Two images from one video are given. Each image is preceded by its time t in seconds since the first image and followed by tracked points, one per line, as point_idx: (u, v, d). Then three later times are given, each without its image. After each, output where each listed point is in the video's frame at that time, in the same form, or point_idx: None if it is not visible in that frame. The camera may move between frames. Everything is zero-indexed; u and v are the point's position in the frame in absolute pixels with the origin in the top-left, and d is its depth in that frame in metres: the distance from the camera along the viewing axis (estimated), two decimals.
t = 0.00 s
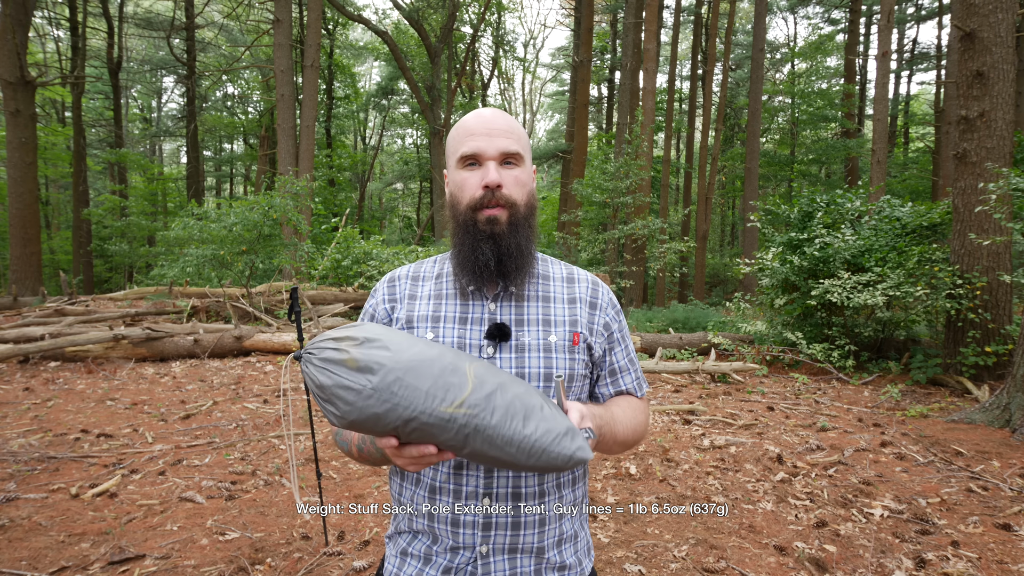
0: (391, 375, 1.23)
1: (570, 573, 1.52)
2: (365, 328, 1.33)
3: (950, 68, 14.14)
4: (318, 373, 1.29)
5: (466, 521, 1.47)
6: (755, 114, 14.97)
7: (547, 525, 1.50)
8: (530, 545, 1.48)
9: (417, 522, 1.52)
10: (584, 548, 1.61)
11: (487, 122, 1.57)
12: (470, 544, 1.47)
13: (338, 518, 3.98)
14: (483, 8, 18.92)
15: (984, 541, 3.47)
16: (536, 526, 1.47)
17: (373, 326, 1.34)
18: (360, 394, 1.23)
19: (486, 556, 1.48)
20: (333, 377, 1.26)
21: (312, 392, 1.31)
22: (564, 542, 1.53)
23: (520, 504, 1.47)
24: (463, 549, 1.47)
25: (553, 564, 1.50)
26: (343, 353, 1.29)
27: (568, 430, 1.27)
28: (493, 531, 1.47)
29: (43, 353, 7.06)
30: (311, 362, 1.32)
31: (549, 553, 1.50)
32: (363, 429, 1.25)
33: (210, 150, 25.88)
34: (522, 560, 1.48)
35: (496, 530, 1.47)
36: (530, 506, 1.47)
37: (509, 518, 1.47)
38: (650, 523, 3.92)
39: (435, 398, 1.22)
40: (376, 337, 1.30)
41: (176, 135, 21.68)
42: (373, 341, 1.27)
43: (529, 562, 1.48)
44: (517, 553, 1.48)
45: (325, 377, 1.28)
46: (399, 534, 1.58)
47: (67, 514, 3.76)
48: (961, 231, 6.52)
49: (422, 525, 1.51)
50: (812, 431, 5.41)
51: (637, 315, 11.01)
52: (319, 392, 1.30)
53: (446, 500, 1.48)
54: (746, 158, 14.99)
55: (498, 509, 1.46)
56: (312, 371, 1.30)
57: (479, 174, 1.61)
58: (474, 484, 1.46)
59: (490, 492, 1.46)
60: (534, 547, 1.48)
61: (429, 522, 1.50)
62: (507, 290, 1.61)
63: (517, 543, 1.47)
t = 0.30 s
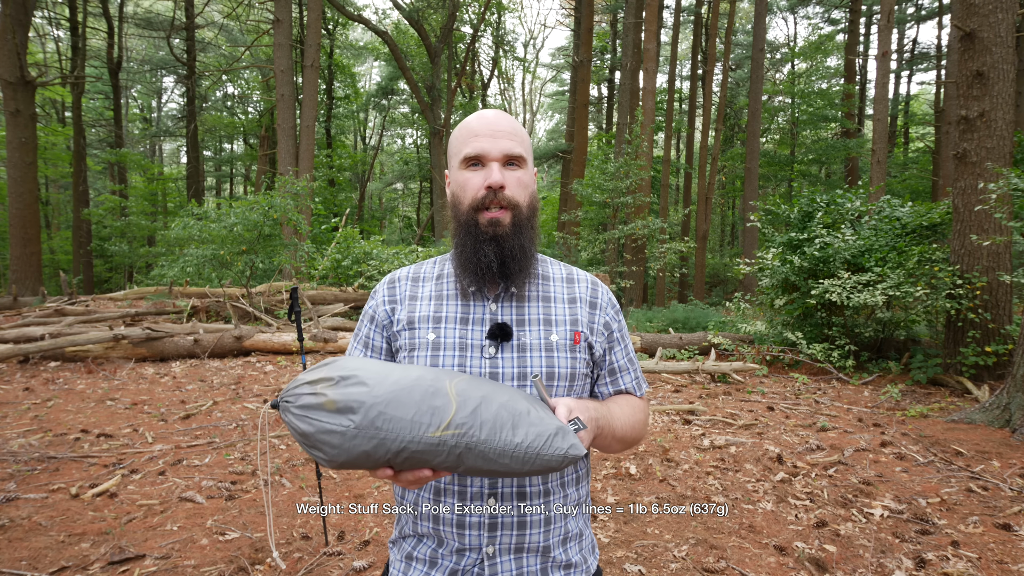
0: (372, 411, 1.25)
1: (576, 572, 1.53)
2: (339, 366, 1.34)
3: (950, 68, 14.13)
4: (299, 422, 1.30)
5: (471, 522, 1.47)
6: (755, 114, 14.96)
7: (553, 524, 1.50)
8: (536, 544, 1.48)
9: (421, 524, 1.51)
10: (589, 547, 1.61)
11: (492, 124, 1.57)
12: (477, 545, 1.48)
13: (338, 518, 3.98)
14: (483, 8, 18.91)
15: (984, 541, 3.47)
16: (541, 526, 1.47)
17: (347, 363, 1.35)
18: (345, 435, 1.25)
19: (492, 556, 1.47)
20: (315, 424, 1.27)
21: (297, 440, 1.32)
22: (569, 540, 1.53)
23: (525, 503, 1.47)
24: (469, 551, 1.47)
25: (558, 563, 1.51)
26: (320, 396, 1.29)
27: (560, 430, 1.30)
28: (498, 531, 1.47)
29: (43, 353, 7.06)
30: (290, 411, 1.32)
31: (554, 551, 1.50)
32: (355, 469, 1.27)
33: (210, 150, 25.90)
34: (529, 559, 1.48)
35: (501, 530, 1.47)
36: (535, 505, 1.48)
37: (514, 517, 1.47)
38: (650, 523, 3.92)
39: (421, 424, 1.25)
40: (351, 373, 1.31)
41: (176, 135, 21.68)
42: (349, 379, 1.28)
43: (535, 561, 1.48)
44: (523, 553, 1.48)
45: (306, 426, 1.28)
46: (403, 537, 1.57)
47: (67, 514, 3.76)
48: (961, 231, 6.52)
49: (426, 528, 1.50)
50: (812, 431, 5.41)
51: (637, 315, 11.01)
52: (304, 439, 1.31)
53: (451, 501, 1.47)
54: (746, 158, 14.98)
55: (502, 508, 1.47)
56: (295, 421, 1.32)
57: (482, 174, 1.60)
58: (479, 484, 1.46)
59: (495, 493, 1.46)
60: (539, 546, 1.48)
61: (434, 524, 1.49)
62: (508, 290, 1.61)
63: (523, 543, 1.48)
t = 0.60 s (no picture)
0: (380, 442, 1.23)
1: (585, 569, 1.53)
2: (335, 401, 1.30)
3: (950, 68, 14.13)
4: (305, 467, 1.26)
5: (482, 522, 1.47)
6: (755, 114, 14.96)
7: (563, 522, 1.50)
8: (547, 542, 1.49)
9: (431, 526, 1.50)
10: (597, 545, 1.62)
11: (498, 127, 1.57)
12: (488, 545, 1.47)
13: (338, 518, 3.98)
14: (483, 8, 18.91)
15: (984, 541, 3.47)
16: (552, 524, 1.48)
17: (342, 395, 1.31)
18: (358, 470, 1.23)
19: (503, 556, 1.47)
20: (325, 466, 1.24)
21: (305, 484, 1.29)
22: (579, 539, 1.53)
23: (535, 500, 1.47)
24: (480, 552, 1.47)
25: (568, 561, 1.51)
26: (323, 436, 1.26)
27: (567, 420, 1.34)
28: (509, 530, 1.47)
29: (43, 353, 7.06)
30: (292, 457, 1.28)
31: (564, 550, 1.50)
32: (374, 500, 1.26)
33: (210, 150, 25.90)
34: (539, 558, 1.49)
35: (512, 529, 1.47)
36: (546, 503, 1.48)
37: (525, 516, 1.47)
38: (650, 523, 3.92)
39: (433, 442, 1.25)
40: (350, 407, 1.28)
41: (176, 135, 21.67)
42: (350, 414, 1.25)
43: (545, 560, 1.49)
44: (534, 552, 1.48)
45: (314, 469, 1.25)
46: (411, 542, 1.55)
47: (67, 514, 3.76)
48: (961, 231, 6.52)
49: (436, 530, 1.49)
50: (812, 431, 5.41)
51: (637, 315, 11.01)
52: (313, 482, 1.28)
53: (461, 502, 1.47)
54: (746, 158, 14.99)
55: (513, 507, 1.47)
56: (298, 467, 1.28)
57: (487, 176, 1.60)
58: (489, 483, 1.46)
59: (505, 491, 1.47)
60: (550, 545, 1.49)
61: (444, 526, 1.48)
62: (514, 291, 1.61)
63: (534, 542, 1.48)
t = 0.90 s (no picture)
0: (379, 425, 1.22)
1: (580, 572, 1.53)
2: (337, 379, 1.29)
3: (950, 68, 14.12)
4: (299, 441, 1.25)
5: (477, 522, 1.47)
6: (755, 114, 14.96)
7: (558, 525, 1.51)
8: (542, 544, 1.49)
9: (426, 524, 1.50)
10: (593, 546, 1.62)
11: (507, 127, 1.58)
12: (483, 545, 1.47)
13: (338, 518, 3.98)
14: (483, 8, 18.91)
15: (984, 541, 3.47)
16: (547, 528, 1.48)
17: (344, 374, 1.30)
18: (353, 452, 1.21)
19: (497, 556, 1.48)
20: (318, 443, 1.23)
21: (298, 459, 1.28)
22: (574, 541, 1.53)
23: (530, 503, 1.47)
24: (474, 551, 1.47)
25: (563, 563, 1.51)
26: (321, 414, 1.25)
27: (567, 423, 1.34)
28: (504, 532, 1.47)
29: (43, 353, 7.06)
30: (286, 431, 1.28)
31: (559, 552, 1.51)
32: (366, 482, 1.25)
33: (210, 150, 25.91)
34: (533, 559, 1.49)
35: (507, 530, 1.47)
36: (542, 505, 1.48)
37: (521, 518, 1.47)
38: (650, 523, 3.92)
39: (430, 431, 1.23)
40: (350, 387, 1.26)
41: (176, 135, 21.65)
42: (351, 395, 1.24)
43: (539, 561, 1.49)
44: (528, 553, 1.48)
45: (309, 445, 1.25)
46: (406, 538, 1.56)
47: (67, 514, 3.76)
48: (961, 230, 6.52)
49: (431, 528, 1.50)
50: (812, 431, 5.41)
51: (637, 315, 11.00)
52: (305, 457, 1.27)
53: (457, 501, 1.47)
54: (746, 158, 14.99)
55: (509, 509, 1.46)
56: (292, 439, 1.28)
57: (494, 177, 1.60)
58: (485, 485, 1.45)
59: (502, 493, 1.46)
60: (544, 547, 1.49)
61: (440, 524, 1.48)
62: (517, 292, 1.60)
63: (528, 543, 1.48)
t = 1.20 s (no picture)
0: (256, 350, 1.28)
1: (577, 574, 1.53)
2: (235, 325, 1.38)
3: (950, 68, 14.13)
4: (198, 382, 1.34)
5: (473, 523, 1.46)
6: (755, 114, 14.97)
7: (555, 526, 1.50)
8: (538, 546, 1.48)
9: (423, 524, 1.50)
10: (590, 550, 1.61)
11: (489, 128, 1.55)
12: (478, 546, 1.46)
13: (338, 518, 3.98)
14: (483, 8, 18.91)
15: (984, 541, 3.47)
16: (543, 528, 1.47)
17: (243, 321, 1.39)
18: (238, 379, 1.28)
19: (492, 557, 1.47)
20: (208, 377, 1.31)
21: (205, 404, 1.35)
22: (571, 543, 1.53)
23: (527, 503, 1.47)
24: (469, 552, 1.47)
25: (560, 564, 1.50)
26: (214, 352, 1.33)
27: (452, 335, 1.33)
28: (500, 532, 1.47)
29: (43, 353, 7.06)
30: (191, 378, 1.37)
31: (556, 553, 1.50)
32: (256, 410, 1.28)
33: (210, 150, 25.91)
34: (529, 561, 1.48)
35: (503, 531, 1.47)
36: (538, 506, 1.48)
37: (516, 518, 1.47)
38: (650, 523, 3.92)
39: (308, 352, 1.26)
40: (241, 325, 1.35)
41: (176, 135, 21.65)
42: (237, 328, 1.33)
43: (536, 563, 1.48)
44: (524, 554, 1.47)
45: (204, 384, 1.32)
46: (402, 538, 1.55)
47: (67, 514, 3.76)
48: (961, 230, 6.52)
49: (427, 529, 1.49)
50: (812, 431, 5.42)
51: (637, 315, 11.00)
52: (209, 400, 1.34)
53: (453, 501, 1.47)
54: (746, 158, 14.99)
55: (505, 509, 1.47)
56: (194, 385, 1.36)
57: (477, 180, 1.59)
58: (482, 485, 1.48)
59: (498, 493, 1.48)
60: (540, 548, 1.48)
61: (435, 524, 1.48)
62: (509, 293, 1.61)
63: (524, 544, 1.47)
